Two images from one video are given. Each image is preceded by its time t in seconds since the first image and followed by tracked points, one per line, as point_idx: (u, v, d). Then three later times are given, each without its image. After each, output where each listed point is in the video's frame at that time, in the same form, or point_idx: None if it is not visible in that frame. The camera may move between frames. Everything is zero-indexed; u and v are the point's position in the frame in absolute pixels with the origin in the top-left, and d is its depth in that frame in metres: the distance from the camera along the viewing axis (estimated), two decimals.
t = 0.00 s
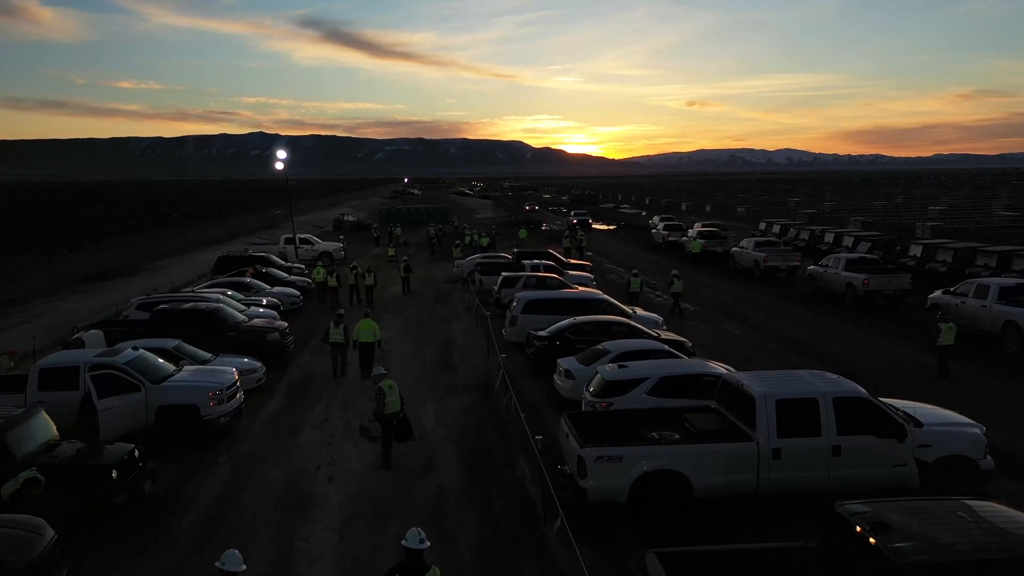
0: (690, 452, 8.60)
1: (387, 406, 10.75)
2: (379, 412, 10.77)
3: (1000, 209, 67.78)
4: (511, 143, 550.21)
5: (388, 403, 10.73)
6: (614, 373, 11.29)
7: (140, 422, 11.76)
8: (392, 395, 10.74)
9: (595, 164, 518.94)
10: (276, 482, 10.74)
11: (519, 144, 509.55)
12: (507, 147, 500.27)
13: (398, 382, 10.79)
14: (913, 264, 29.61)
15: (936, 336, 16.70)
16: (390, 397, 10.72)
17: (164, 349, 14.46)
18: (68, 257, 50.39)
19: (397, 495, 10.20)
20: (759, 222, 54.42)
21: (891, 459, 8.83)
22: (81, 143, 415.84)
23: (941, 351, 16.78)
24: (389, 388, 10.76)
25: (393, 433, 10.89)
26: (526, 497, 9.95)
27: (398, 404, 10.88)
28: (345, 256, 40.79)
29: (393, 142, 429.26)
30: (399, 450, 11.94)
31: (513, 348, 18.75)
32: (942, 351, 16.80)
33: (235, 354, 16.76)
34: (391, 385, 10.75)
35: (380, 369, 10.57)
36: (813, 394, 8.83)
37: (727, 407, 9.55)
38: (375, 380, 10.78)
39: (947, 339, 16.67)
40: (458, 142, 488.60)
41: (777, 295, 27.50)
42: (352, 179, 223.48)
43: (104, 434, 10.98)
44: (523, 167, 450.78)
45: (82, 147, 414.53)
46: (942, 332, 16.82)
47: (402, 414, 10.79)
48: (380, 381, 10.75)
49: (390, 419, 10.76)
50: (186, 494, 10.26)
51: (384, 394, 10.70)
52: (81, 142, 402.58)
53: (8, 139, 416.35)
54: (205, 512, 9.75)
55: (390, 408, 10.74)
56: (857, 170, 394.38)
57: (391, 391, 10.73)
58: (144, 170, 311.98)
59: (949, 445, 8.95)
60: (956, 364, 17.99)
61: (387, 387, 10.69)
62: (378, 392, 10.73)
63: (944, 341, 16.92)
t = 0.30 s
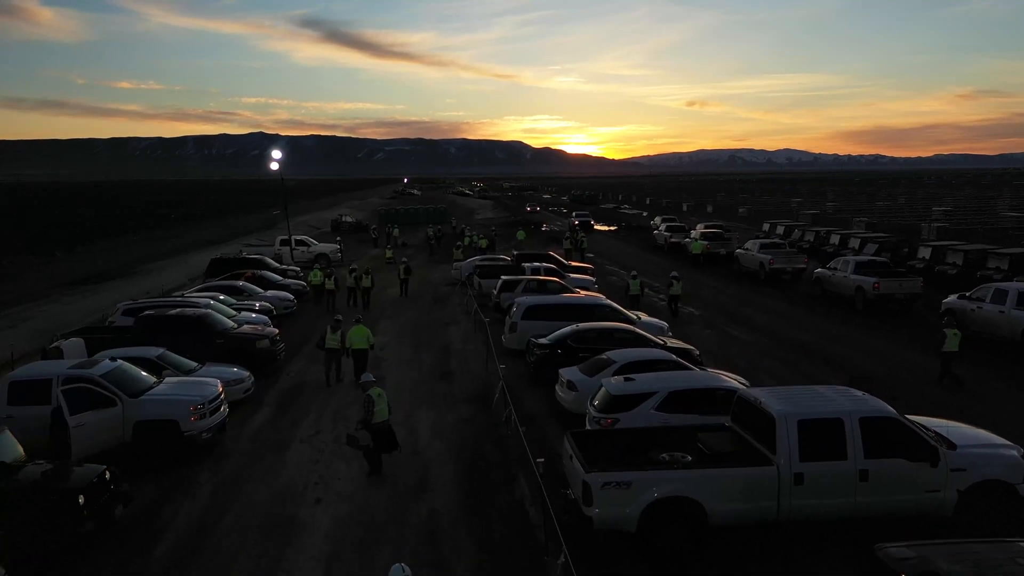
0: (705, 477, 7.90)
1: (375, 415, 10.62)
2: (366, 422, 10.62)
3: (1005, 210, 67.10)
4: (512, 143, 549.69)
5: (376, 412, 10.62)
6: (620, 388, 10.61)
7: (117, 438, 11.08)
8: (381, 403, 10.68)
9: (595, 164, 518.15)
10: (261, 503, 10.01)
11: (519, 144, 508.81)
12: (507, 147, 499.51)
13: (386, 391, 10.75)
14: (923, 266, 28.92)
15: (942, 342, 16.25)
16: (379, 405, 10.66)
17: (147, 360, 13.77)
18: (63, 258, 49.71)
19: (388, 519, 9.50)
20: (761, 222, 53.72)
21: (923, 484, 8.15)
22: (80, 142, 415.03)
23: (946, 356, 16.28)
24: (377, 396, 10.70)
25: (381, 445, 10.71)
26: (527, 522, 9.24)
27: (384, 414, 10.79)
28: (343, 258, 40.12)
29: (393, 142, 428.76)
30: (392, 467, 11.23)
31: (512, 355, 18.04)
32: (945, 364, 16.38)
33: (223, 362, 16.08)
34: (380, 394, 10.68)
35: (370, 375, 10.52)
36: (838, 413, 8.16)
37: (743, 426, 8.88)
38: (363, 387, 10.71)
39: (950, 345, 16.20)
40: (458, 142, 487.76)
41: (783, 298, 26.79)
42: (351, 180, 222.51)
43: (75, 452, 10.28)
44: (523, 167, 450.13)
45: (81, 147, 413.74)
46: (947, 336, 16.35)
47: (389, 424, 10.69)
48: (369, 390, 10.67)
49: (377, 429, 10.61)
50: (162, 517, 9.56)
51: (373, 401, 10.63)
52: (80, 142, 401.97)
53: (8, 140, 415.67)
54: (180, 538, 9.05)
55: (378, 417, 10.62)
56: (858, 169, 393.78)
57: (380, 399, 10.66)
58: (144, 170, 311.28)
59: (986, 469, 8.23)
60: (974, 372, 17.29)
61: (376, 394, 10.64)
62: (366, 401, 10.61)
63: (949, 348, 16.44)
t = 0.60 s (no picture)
0: (723, 511, 7.12)
1: (354, 432, 9.86)
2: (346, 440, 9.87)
3: (1010, 210, 66.35)
4: (511, 144, 549.06)
5: (356, 429, 9.84)
6: (629, 406, 9.84)
7: (85, 459, 10.30)
8: (361, 418, 9.91)
9: (595, 164, 517.34)
10: (239, 533, 9.23)
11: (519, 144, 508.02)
12: (507, 147, 498.70)
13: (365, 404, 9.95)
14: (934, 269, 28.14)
15: (947, 347, 15.59)
16: (359, 421, 9.88)
17: (124, 371, 13.08)
18: (55, 260, 48.87)
19: (377, 551, 8.72)
20: (765, 223, 52.98)
21: (964, 518, 7.41)
22: (79, 142, 414.51)
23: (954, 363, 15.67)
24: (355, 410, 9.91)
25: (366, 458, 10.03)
26: (527, 556, 8.47)
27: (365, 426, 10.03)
28: (339, 260, 39.31)
29: (393, 142, 427.99)
30: (382, 491, 10.46)
31: (513, 365, 17.24)
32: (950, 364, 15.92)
33: (209, 372, 15.30)
34: (358, 409, 9.87)
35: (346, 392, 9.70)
36: (871, 440, 7.39)
37: (765, 451, 8.11)
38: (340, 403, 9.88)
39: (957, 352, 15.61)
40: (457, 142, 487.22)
41: (791, 302, 26.01)
42: (350, 180, 222.11)
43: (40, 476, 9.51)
44: (523, 167, 449.45)
45: (80, 147, 413.16)
46: (955, 343, 15.54)
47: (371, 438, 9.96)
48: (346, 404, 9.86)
49: (359, 446, 9.89)
50: (130, 551, 8.76)
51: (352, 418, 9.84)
52: (79, 142, 401.13)
53: (7, 140, 414.99)
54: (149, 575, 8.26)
55: (357, 434, 9.86)
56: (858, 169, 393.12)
57: (358, 415, 9.85)
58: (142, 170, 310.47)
59: None
60: (996, 384, 16.51)
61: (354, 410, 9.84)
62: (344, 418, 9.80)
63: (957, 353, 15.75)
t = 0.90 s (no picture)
0: (747, 551, 6.37)
1: (329, 444, 9.52)
2: (321, 452, 9.51)
3: (1016, 211, 65.60)
4: (512, 144, 549.04)
5: (331, 441, 9.50)
6: (638, 426, 9.13)
7: (52, 480, 9.52)
8: (338, 430, 9.58)
9: (595, 164, 516.62)
10: (213, 565, 8.48)
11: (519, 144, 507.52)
12: (507, 147, 498.16)
13: (343, 416, 9.64)
14: (945, 272, 27.35)
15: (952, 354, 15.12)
16: (336, 433, 9.54)
17: (100, 384, 12.39)
18: (49, 261, 48.16)
19: None
20: (769, 224, 52.22)
21: (1013, 556, 6.67)
22: (78, 143, 413.85)
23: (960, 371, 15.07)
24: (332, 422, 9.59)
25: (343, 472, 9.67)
26: None
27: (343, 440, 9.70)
28: (336, 262, 38.58)
29: (393, 142, 427.51)
30: (371, 515, 9.72)
31: (512, 374, 16.48)
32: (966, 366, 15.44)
33: (192, 383, 14.56)
34: (334, 420, 9.57)
35: (324, 399, 9.42)
36: (911, 470, 6.66)
37: (789, 478, 7.39)
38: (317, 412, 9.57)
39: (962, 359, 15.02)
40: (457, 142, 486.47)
41: (799, 306, 25.26)
42: (349, 180, 221.27)
43: None
44: (523, 167, 448.88)
45: (79, 147, 412.64)
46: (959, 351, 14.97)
47: (348, 452, 9.63)
48: (323, 415, 9.56)
49: (333, 459, 9.54)
50: None
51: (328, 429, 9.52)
52: (79, 142, 400.66)
53: (6, 140, 414.45)
54: None
55: (333, 447, 9.53)
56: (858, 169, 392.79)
57: (334, 427, 9.53)
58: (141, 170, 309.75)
59: None
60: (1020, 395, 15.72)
61: (331, 421, 9.52)
62: (319, 429, 9.48)
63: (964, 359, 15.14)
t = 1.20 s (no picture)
0: None
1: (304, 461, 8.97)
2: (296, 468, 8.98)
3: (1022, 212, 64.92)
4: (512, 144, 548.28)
5: (305, 458, 8.94)
6: (650, 451, 8.37)
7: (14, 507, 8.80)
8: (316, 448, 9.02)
9: (596, 164, 515.86)
10: None
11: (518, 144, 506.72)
12: (507, 147, 497.31)
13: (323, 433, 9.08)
14: (957, 275, 26.61)
15: (961, 361, 14.82)
16: (313, 451, 8.98)
17: (72, 398, 11.63)
18: (40, 263, 47.38)
19: None
20: (772, 225, 51.48)
21: None
22: (78, 142, 413.46)
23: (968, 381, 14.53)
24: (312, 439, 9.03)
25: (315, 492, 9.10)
26: None
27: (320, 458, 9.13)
28: (332, 264, 37.86)
29: (393, 142, 426.83)
30: (359, 545, 8.95)
31: (512, 385, 15.71)
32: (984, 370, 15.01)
33: (174, 396, 13.82)
34: (313, 436, 9.02)
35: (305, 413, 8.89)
36: (959, 509, 5.96)
37: (820, 513, 6.65)
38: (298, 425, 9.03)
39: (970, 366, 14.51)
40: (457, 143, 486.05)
41: (809, 311, 24.49)
42: (349, 180, 220.66)
43: None
44: (523, 167, 448.29)
45: (78, 147, 412.01)
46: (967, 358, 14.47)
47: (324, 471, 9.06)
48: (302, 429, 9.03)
49: (305, 477, 8.98)
50: None
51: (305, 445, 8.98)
52: (78, 142, 399.78)
53: (6, 140, 413.93)
54: None
55: (307, 464, 8.96)
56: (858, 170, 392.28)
57: (312, 444, 8.97)
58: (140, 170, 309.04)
59: None
60: None
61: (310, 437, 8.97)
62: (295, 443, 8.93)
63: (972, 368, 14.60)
